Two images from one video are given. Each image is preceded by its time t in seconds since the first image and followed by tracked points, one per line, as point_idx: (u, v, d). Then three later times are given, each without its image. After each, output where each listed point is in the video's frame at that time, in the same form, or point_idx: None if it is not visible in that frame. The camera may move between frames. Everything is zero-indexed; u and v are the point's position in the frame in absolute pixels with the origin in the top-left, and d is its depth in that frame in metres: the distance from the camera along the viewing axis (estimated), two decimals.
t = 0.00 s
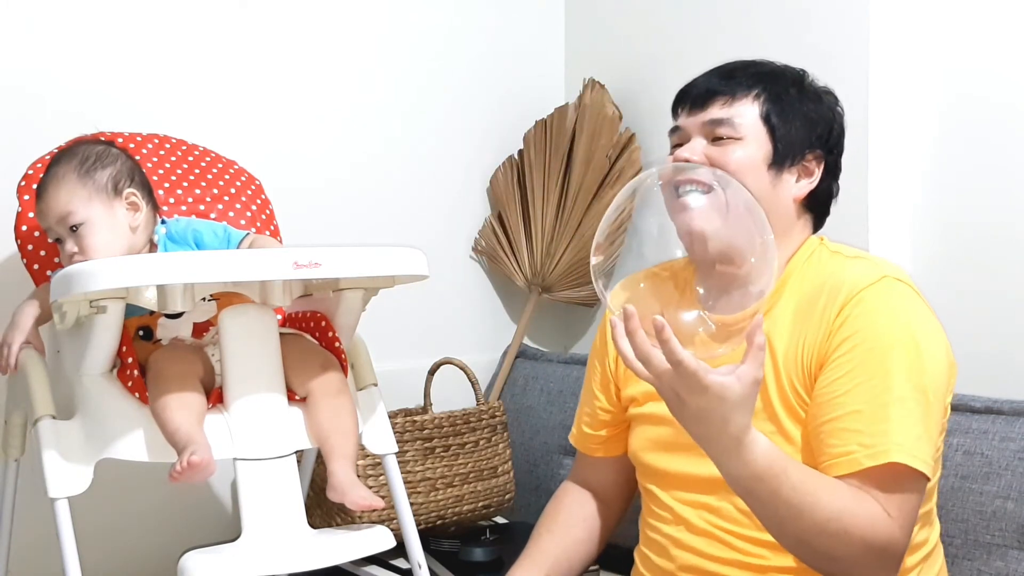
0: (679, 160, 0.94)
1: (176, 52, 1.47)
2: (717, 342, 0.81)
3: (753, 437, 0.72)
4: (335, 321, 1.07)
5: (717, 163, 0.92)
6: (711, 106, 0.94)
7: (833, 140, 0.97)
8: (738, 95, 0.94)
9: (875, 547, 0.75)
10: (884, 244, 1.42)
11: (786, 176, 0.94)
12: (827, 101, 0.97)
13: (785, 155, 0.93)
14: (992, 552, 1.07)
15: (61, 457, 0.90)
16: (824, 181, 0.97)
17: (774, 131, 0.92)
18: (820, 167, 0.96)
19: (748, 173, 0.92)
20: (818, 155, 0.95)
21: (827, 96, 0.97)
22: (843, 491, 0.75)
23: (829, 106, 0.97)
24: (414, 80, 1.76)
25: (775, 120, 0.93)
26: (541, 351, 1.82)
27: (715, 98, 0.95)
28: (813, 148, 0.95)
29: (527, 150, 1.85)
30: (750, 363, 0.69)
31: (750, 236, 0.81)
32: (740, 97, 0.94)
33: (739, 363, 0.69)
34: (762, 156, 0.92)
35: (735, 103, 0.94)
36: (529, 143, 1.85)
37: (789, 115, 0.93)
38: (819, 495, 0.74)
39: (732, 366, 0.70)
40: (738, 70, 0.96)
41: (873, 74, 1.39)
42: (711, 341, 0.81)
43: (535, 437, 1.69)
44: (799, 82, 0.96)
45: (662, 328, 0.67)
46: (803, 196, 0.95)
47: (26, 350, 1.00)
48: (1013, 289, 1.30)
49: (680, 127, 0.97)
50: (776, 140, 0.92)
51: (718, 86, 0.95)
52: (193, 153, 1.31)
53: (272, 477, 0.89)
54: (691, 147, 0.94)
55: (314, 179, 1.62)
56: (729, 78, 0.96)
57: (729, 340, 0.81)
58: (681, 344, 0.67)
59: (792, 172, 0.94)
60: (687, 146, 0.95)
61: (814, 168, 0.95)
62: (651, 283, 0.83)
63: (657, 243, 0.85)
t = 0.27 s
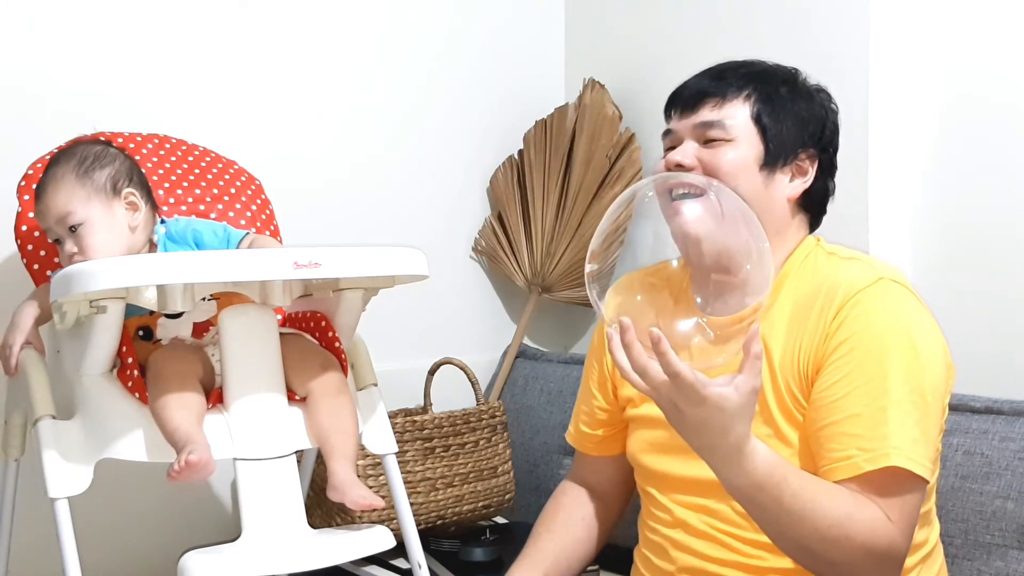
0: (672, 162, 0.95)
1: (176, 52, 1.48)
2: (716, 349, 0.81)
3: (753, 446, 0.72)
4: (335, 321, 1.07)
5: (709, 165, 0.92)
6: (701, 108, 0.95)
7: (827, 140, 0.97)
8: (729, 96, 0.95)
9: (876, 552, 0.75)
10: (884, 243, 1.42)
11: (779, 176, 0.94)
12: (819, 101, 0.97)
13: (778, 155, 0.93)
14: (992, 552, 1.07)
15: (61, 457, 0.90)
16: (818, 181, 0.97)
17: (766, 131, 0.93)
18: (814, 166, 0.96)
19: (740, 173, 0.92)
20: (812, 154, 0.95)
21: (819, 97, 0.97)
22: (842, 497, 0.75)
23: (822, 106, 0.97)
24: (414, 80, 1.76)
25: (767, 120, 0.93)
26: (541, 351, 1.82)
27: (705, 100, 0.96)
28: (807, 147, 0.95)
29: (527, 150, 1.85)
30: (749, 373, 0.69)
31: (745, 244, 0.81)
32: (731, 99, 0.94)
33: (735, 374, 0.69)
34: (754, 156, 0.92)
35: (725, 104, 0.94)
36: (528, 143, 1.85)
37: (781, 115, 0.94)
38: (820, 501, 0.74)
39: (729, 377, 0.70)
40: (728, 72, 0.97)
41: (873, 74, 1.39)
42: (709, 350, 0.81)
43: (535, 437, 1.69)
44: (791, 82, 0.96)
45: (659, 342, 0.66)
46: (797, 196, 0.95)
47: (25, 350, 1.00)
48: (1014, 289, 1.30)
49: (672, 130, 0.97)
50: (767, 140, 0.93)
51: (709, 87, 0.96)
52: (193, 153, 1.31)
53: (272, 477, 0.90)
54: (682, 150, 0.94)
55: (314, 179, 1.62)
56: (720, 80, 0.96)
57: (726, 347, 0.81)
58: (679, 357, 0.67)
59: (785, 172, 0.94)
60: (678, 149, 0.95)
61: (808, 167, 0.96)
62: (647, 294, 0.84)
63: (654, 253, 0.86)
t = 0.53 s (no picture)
0: (671, 161, 0.95)
1: (176, 52, 1.48)
2: (715, 350, 0.80)
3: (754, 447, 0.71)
4: (335, 321, 1.07)
5: (708, 163, 0.92)
6: (701, 106, 0.95)
7: (827, 139, 0.97)
8: (728, 95, 0.95)
9: (878, 554, 0.75)
10: (884, 243, 1.42)
11: (778, 174, 0.94)
12: (819, 101, 0.97)
13: (778, 154, 0.93)
14: (992, 552, 1.07)
15: (61, 457, 0.90)
16: (818, 180, 0.97)
17: (766, 130, 0.93)
18: (813, 166, 0.96)
19: (740, 172, 0.92)
20: (812, 154, 0.95)
21: (819, 97, 0.98)
22: (842, 499, 0.75)
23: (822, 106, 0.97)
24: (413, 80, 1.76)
25: (767, 119, 0.93)
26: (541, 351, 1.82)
27: (705, 98, 0.96)
28: (807, 146, 0.95)
29: (527, 149, 1.85)
30: (749, 374, 0.69)
31: (744, 245, 0.82)
32: (730, 97, 0.95)
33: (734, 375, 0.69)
34: (753, 155, 0.92)
35: (725, 103, 0.94)
36: (529, 143, 1.85)
37: (781, 113, 0.94)
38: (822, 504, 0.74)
39: (729, 379, 0.70)
40: (728, 71, 0.97)
41: (873, 74, 1.39)
42: (708, 351, 0.81)
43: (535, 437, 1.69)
44: (791, 81, 0.96)
45: (659, 344, 0.67)
46: (796, 195, 0.95)
47: (26, 350, 1.00)
48: (1014, 288, 1.30)
49: (672, 128, 0.97)
50: (767, 139, 0.93)
51: (708, 85, 0.96)
52: (193, 153, 1.31)
53: (272, 477, 0.89)
54: (681, 149, 0.94)
55: (314, 179, 1.62)
56: (719, 78, 0.97)
57: (725, 348, 0.80)
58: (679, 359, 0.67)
59: (785, 170, 0.94)
60: (678, 147, 0.95)
61: (807, 167, 0.96)
62: (646, 296, 0.84)
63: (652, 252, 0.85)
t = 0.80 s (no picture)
0: (670, 169, 0.95)
1: (176, 52, 1.47)
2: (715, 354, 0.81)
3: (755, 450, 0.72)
4: (336, 321, 1.07)
5: (708, 173, 0.92)
6: (699, 114, 0.94)
7: (823, 140, 0.96)
8: (726, 99, 0.94)
9: (877, 562, 0.75)
10: (884, 242, 1.42)
11: (779, 180, 0.94)
12: (815, 100, 0.96)
13: (778, 160, 0.93)
14: (992, 552, 1.07)
15: (61, 457, 0.90)
16: (815, 182, 0.97)
17: (766, 136, 0.92)
18: (812, 168, 0.96)
19: (741, 181, 0.92)
20: (809, 157, 0.95)
21: (814, 95, 0.97)
22: (842, 506, 0.75)
23: (817, 105, 0.96)
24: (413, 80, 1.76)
25: (766, 124, 0.93)
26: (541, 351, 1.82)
27: (703, 104, 0.95)
28: (804, 149, 0.95)
29: (528, 149, 1.85)
30: (752, 377, 0.69)
31: (744, 252, 0.81)
32: (728, 102, 0.94)
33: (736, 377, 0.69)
34: (753, 163, 0.92)
35: (723, 109, 0.93)
36: (529, 143, 1.85)
37: (779, 119, 0.93)
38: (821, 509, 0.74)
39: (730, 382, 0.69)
40: (725, 74, 0.96)
41: (873, 74, 1.39)
42: (708, 354, 0.81)
43: (535, 437, 1.69)
44: (788, 82, 0.95)
45: (670, 348, 0.67)
46: (796, 199, 0.96)
47: (26, 350, 1.00)
48: (1014, 288, 1.30)
49: (669, 135, 0.97)
50: (766, 145, 0.92)
51: (705, 90, 0.95)
52: (193, 153, 1.31)
53: (272, 477, 0.89)
54: (679, 157, 0.94)
55: (314, 179, 1.62)
56: (716, 81, 0.95)
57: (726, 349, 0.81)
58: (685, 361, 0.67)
59: (785, 175, 0.94)
60: (676, 155, 0.95)
61: (805, 170, 0.96)
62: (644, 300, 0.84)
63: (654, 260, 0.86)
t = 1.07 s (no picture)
0: (667, 195, 0.95)
1: (176, 52, 1.47)
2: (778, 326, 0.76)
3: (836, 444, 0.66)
4: (335, 321, 1.07)
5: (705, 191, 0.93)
6: (685, 137, 0.95)
7: (807, 132, 0.95)
8: (708, 115, 0.94)
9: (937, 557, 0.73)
10: (885, 242, 1.42)
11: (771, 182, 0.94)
12: (794, 95, 0.95)
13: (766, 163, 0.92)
14: (992, 553, 1.07)
15: (61, 457, 0.90)
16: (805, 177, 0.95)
17: (756, 142, 0.93)
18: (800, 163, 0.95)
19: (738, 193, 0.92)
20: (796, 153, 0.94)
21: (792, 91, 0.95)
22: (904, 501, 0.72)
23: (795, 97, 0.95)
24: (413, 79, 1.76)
25: (754, 130, 0.93)
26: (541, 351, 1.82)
27: (688, 127, 0.96)
28: (791, 146, 0.93)
29: (527, 150, 1.85)
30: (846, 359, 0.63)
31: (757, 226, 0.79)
32: (712, 117, 0.94)
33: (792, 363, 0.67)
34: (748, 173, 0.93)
35: (707, 127, 0.94)
36: (529, 145, 1.85)
37: (765, 122, 0.93)
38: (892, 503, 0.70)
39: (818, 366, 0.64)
40: (701, 91, 0.97)
41: (873, 74, 1.39)
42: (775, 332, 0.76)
43: (535, 437, 1.69)
44: (763, 86, 0.95)
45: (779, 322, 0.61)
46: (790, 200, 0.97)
47: (26, 350, 1.00)
48: (1014, 288, 1.30)
49: (659, 161, 0.98)
50: (756, 151, 0.93)
51: (688, 109, 0.96)
52: (193, 153, 1.31)
53: (272, 477, 0.89)
54: (674, 183, 0.95)
55: (314, 179, 1.62)
56: (695, 99, 0.96)
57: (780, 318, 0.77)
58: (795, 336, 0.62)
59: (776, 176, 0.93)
60: (669, 181, 0.95)
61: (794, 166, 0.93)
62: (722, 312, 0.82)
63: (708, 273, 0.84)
